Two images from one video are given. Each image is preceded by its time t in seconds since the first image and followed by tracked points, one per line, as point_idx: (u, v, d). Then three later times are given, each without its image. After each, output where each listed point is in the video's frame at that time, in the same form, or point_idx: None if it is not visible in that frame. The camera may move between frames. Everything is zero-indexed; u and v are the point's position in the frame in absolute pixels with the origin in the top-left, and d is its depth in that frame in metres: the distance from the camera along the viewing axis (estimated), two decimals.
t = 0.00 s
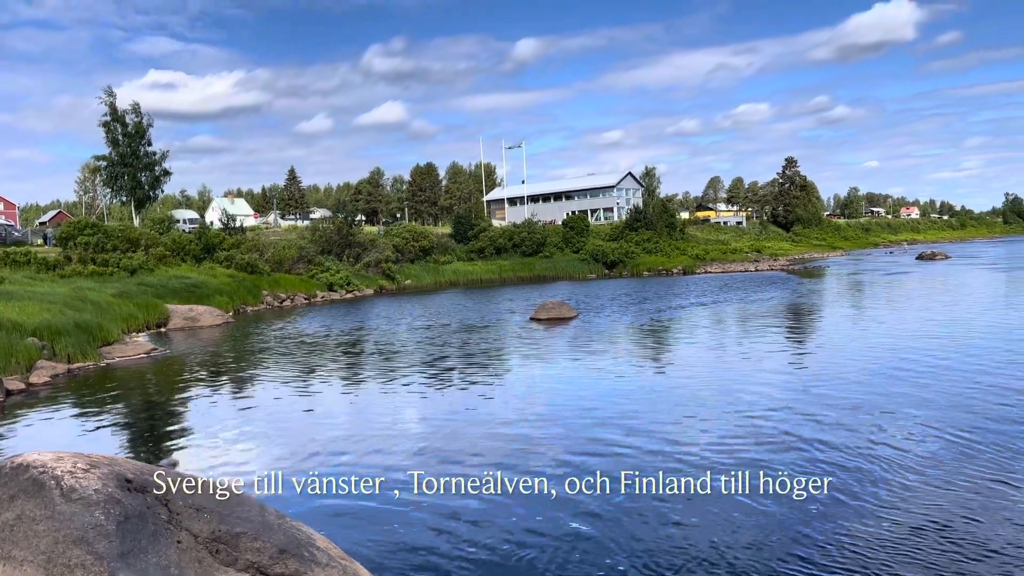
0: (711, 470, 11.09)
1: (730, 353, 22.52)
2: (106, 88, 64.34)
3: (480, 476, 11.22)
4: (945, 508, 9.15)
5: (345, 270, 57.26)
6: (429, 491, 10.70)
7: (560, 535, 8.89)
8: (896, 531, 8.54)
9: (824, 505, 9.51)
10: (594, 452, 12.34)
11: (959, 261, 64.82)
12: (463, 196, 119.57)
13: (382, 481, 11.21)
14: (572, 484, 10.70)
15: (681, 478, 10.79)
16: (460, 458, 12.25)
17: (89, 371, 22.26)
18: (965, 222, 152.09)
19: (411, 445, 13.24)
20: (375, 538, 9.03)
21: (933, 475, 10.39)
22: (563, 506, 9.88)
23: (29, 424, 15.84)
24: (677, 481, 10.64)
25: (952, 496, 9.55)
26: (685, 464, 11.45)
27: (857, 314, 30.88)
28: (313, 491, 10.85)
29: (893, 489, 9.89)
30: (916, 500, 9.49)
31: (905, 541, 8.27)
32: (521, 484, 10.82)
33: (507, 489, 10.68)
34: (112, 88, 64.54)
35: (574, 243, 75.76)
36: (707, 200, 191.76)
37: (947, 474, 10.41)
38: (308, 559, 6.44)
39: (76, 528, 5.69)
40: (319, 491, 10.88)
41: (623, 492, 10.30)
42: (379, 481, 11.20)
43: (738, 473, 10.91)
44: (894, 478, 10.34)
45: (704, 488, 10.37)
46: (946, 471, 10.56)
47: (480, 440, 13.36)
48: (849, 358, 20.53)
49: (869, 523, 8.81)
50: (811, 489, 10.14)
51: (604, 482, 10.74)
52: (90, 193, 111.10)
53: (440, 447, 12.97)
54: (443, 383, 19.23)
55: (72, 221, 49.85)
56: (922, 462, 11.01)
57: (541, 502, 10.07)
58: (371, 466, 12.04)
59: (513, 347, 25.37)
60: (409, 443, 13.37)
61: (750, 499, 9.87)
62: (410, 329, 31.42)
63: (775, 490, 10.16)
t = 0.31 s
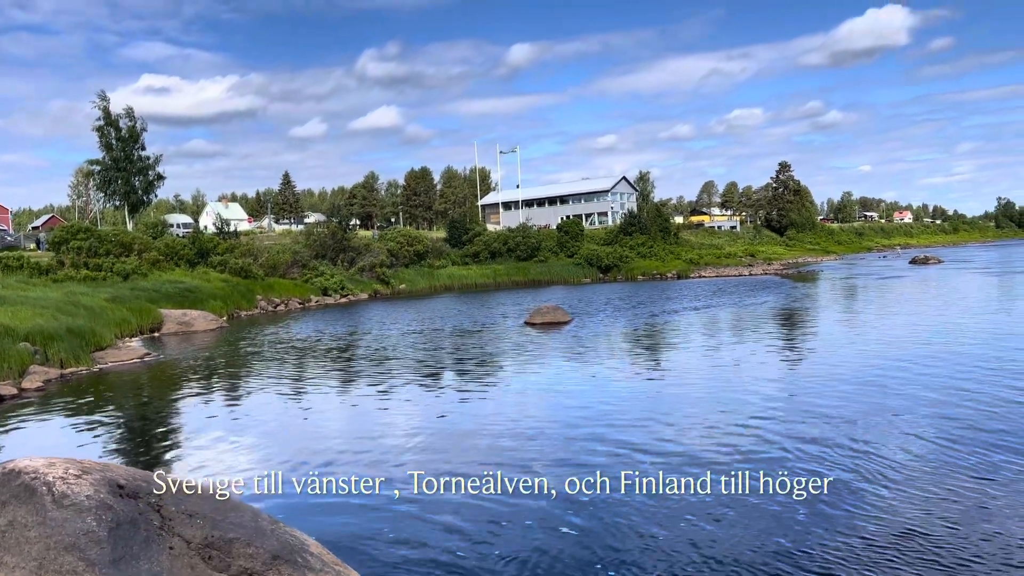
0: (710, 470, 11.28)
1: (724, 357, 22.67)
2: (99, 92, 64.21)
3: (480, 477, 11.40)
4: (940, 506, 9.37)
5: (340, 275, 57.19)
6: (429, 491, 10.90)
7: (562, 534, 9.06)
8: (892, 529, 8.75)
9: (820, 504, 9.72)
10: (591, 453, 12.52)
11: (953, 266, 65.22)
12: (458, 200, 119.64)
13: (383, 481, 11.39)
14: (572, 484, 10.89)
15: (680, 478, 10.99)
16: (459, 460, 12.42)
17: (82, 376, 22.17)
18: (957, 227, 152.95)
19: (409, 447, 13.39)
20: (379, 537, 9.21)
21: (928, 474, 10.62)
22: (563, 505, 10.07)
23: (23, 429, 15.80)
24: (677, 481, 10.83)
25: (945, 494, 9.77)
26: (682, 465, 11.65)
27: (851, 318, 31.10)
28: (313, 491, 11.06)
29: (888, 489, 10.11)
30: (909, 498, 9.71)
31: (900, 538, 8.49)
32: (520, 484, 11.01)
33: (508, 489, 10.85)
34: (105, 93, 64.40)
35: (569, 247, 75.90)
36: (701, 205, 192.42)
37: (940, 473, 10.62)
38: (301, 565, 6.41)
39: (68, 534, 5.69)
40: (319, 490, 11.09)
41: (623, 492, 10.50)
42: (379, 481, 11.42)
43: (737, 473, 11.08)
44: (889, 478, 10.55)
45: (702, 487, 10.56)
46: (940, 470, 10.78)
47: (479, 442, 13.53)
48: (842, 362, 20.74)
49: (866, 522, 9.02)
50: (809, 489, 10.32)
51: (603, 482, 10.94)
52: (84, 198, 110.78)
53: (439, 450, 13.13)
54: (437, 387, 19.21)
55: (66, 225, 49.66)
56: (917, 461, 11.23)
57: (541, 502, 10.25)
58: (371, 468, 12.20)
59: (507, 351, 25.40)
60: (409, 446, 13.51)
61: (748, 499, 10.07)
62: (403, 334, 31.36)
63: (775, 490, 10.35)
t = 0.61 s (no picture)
0: (708, 472, 11.51)
1: (717, 362, 22.79)
2: (92, 95, 64.01)
3: (480, 478, 11.62)
4: (931, 505, 9.64)
5: (333, 279, 57.07)
6: (430, 490, 11.12)
7: (566, 532, 9.27)
8: (887, 526, 9.02)
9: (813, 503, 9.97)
10: (588, 455, 12.74)
11: (945, 272, 65.65)
12: (452, 205, 119.66)
13: (383, 481, 11.61)
14: (572, 484, 11.13)
15: (680, 479, 11.22)
16: (457, 461, 12.62)
17: (73, 380, 22.04)
18: (949, 234, 153.85)
19: (408, 449, 13.55)
20: (381, 535, 9.41)
21: (920, 475, 10.91)
22: (562, 505, 10.30)
23: (14, 432, 15.73)
24: (676, 482, 11.07)
25: (938, 495, 10.04)
26: (678, 466, 11.89)
27: (843, 324, 31.33)
28: (314, 491, 11.28)
29: (883, 488, 10.39)
30: (904, 498, 9.97)
31: (895, 534, 8.75)
32: (520, 484, 11.25)
33: (508, 489, 11.08)
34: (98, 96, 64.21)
35: (563, 252, 76.02)
36: (694, 211, 193.15)
37: (931, 475, 10.90)
38: (292, 570, 6.35)
39: (56, 540, 5.67)
40: (320, 490, 11.32)
41: (623, 492, 10.73)
42: (379, 481, 11.65)
43: (738, 473, 11.35)
44: (883, 479, 10.83)
45: (702, 487, 10.82)
46: (931, 472, 11.07)
47: (478, 444, 13.71)
48: (835, 367, 20.97)
49: (861, 520, 9.27)
50: (807, 488, 10.60)
51: (603, 482, 11.18)
52: (76, 201, 110.43)
53: (438, 451, 13.30)
54: (430, 392, 19.27)
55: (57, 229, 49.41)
56: (908, 464, 11.52)
57: (539, 501, 10.47)
58: (370, 469, 12.36)
59: (501, 356, 25.38)
60: (408, 448, 13.66)
61: (746, 498, 10.34)
62: (396, 338, 31.32)
63: (775, 490, 10.57)
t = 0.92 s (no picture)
0: (704, 473, 11.84)
1: (708, 368, 23.02)
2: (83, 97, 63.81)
3: (480, 478, 11.91)
4: (919, 506, 9.98)
5: (324, 283, 56.98)
6: (430, 491, 11.40)
7: (568, 530, 9.56)
8: (880, 525, 9.38)
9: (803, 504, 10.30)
10: (583, 457, 13.04)
11: (934, 281, 66.21)
12: (444, 210, 119.66)
13: (382, 481, 11.89)
14: (573, 484, 11.45)
15: (678, 479, 11.56)
16: (453, 462, 12.89)
17: (62, 383, 21.97)
18: (938, 243, 155.00)
19: (405, 451, 13.78)
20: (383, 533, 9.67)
21: (909, 478, 11.27)
22: (560, 504, 10.61)
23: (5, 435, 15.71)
24: (675, 482, 11.40)
25: (928, 496, 10.40)
26: (672, 468, 12.21)
27: (833, 332, 31.66)
28: (314, 491, 11.53)
29: (875, 489, 10.75)
30: (894, 499, 10.33)
31: (886, 533, 9.09)
32: (521, 484, 11.54)
33: (508, 489, 11.37)
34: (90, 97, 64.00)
35: (554, 258, 76.20)
36: (686, 218, 193.81)
37: (918, 478, 11.25)
38: None
39: (43, 544, 5.67)
40: (320, 490, 11.58)
41: (623, 492, 11.05)
42: (379, 481, 11.93)
43: (740, 473, 11.77)
44: (875, 480, 11.20)
45: (701, 486, 11.20)
46: (918, 474, 11.44)
47: (475, 446, 13.97)
48: (824, 373, 21.32)
49: (853, 519, 9.62)
50: (808, 488, 10.99)
51: (603, 482, 11.50)
52: (66, 203, 109.91)
53: (435, 453, 13.54)
54: (422, 396, 19.37)
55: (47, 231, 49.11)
56: (896, 467, 11.87)
57: (537, 501, 10.76)
58: (368, 470, 12.59)
59: (492, 361, 25.45)
60: (404, 449, 13.90)
61: (745, 497, 10.70)
62: (386, 343, 31.32)
63: (774, 490, 10.90)
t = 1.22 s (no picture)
0: (701, 474, 12.14)
1: (699, 373, 23.21)
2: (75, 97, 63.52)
3: (481, 477, 12.15)
4: (908, 507, 10.32)
5: (316, 286, 56.85)
6: (431, 490, 11.60)
7: (572, 528, 9.82)
8: (874, 524, 9.68)
9: (797, 504, 10.61)
10: (580, 458, 13.29)
11: (924, 288, 66.70)
12: (437, 214, 119.62)
13: (382, 481, 12.06)
14: (573, 484, 11.71)
15: (678, 480, 11.85)
16: (451, 463, 13.09)
17: (51, 384, 21.88)
18: (929, 250, 156.07)
19: (404, 451, 13.98)
20: (385, 532, 9.86)
21: (899, 479, 11.63)
22: (561, 503, 10.86)
23: None
24: (676, 482, 11.70)
25: (918, 496, 10.75)
26: (668, 469, 12.49)
27: (823, 337, 31.95)
28: (314, 491, 11.69)
29: (868, 490, 11.08)
30: (888, 499, 10.66)
31: (880, 532, 9.40)
32: (522, 484, 11.80)
33: (509, 489, 11.61)
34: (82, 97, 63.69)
35: (547, 262, 76.34)
36: (678, 223, 194.32)
37: (908, 479, 11.58)
38: None
39: (30, 546, 5.65)
40: (320, 490, 11.73)
41: (624, 492, 11.33)
42: (378, 482, 12.08)
43: (740, 473, 12.10)
44: (868, 481, 11.54)
45: (700, 487, 11.49)
46: (908, 476, 11.79)
47: (473, 447, 14.18)
48: (815, 378, 21.61)
49: (848, 518, 9.94)
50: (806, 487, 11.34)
51: (604, 483, 11.76)
52: (56, 203, 109.25)
53: (433, 453, 13.74)
54: (413, 399, 19.45)
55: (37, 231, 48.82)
56: (886, 469, 12.21)
57: (536, 501, 11.00)
58: (368, 470, 12.77)
59: (484, 365, 25.51)
60: (402, 450, 14.07)
61: (743, 496, 11.03)
62: (377, 346, 31.32)
63: (775, 490, 11.21)
